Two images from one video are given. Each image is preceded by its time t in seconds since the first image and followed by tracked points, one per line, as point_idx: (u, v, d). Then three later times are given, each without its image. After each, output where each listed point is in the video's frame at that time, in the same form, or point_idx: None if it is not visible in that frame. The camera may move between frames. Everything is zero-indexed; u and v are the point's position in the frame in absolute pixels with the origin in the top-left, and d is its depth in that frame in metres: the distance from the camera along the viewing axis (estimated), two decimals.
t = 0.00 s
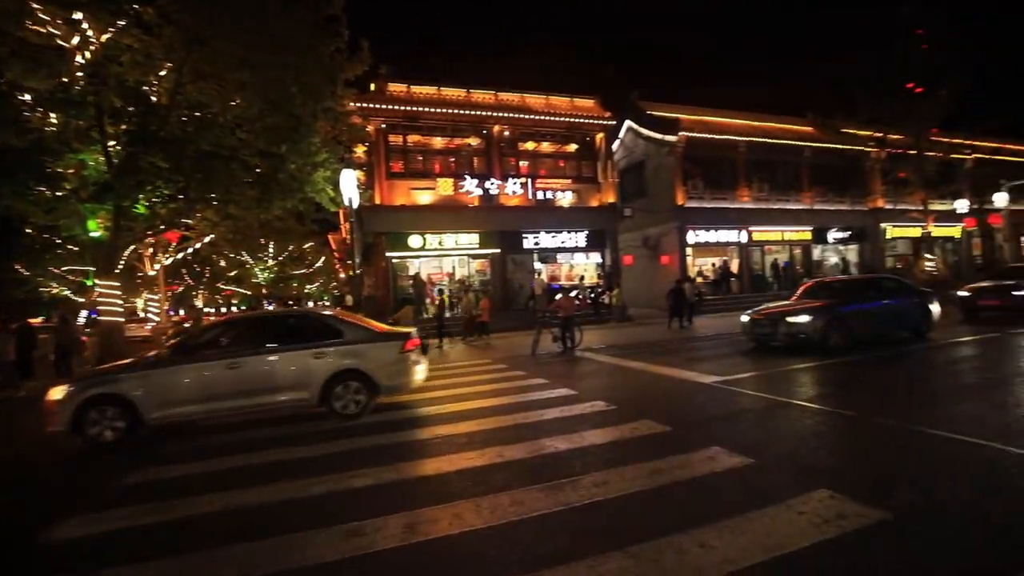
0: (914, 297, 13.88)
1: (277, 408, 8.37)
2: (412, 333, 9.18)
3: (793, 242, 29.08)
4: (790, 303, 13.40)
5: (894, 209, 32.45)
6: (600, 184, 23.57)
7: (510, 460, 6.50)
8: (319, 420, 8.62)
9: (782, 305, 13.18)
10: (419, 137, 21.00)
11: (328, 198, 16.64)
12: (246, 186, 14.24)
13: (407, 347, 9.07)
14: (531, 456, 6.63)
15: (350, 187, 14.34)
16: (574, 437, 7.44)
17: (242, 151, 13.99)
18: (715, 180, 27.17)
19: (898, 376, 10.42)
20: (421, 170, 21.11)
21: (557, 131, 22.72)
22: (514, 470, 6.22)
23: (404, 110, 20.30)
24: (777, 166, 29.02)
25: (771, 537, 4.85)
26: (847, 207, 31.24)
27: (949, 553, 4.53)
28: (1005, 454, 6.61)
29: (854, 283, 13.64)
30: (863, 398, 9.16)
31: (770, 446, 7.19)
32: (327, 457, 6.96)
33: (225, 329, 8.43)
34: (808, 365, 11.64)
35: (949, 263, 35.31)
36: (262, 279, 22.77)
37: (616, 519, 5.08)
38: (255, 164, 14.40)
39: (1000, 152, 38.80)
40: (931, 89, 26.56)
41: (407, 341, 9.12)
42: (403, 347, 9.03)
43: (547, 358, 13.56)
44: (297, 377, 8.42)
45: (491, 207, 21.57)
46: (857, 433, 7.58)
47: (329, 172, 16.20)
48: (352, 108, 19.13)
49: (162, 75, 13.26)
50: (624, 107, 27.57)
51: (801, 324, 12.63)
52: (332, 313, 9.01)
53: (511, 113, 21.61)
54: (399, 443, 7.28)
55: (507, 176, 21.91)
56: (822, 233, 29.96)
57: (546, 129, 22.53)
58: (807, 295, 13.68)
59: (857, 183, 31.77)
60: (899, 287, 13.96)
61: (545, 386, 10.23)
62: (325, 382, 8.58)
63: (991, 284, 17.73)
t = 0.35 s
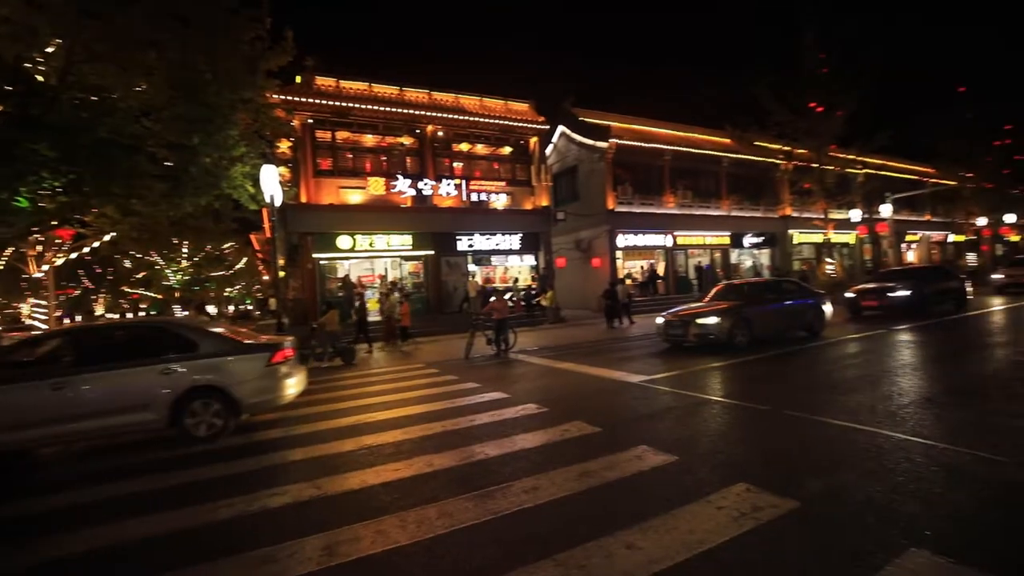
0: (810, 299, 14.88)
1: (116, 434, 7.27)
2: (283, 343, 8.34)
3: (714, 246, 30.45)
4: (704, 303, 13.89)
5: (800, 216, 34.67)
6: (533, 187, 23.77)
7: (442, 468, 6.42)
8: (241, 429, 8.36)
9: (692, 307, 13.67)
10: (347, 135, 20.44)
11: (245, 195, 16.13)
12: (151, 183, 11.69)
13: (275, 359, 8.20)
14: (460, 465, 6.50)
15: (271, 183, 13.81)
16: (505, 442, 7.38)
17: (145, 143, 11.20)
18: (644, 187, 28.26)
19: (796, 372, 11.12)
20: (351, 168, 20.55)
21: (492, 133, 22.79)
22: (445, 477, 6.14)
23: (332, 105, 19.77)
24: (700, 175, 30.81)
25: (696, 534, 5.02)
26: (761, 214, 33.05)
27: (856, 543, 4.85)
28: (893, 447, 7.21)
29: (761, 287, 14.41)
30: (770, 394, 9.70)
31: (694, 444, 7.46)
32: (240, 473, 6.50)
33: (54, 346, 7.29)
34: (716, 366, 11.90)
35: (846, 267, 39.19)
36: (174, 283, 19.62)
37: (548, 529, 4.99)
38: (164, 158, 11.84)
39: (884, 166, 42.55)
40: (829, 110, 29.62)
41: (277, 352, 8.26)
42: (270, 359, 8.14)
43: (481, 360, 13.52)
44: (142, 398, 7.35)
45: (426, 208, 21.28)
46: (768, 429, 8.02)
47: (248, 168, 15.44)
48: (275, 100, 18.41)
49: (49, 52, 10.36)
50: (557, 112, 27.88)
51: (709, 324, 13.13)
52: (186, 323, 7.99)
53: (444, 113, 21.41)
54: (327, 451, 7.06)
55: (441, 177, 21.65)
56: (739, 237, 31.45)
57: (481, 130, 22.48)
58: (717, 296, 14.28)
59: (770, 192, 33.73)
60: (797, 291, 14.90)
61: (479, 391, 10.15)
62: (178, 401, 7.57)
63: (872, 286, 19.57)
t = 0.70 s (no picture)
0: (715, 301, 15.53)
1: None
2: (116, 360, 7.15)
3: (636, 250, 31.29)
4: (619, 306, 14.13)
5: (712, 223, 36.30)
6: (462, 190, 23.65)
7: (367, 482, 6.14)
8: (145, 442, 7.78)
9: (605, 310, 13.88)
10: (264, 128, 19.49)
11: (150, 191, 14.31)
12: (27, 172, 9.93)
13: (102, 381, 6.95)
14: (385, 478, 6.26)
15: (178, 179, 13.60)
16: (433, 451, 7.18)
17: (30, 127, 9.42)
18: (570, 192, 28.64)
19: (702, 372, 11.56)
20: (268, 163, 19.65)
21: (421, 132, 22.40)
22: (369, 492, 5.88)
23: (247, 96, 18.63)
24: (622, 182, 31.63)
25: (624, 535, 5.04)
26: (678, 220, 34.43)
27: (772, 534, 5.03)
28: (797, 441, 7.64)
29: (671, 290, 14.88)
30: (681, 394, 10.03)
31: (619, 444, 7.56)
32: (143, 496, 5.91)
33: None
34: (625, 368, 12.10)
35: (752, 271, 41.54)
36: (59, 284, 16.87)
37: (480, 543, 4.84)
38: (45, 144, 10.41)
39: (783, 178, 45.40)
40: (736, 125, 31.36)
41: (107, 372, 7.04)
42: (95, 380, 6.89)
43: (407, 366, 13.21)
44: None
45: (349, 208, 20.69)
46: (685, 427, 8.29)
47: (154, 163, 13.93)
48: (180, 87, 17.19)
49: None
50: (484, 115, 27.80)
51: (622, 327, 13.36)
52: None
53: (371, 111, 20.81)
54: (243, 467, 6.65)
55: (367, 176, 21.11)
56: (659, 241, 32.44)
57: (409, 129, 22.03)
58: (633, 298, 14.57)
59: (687, 200, 35.16)
60: (704, 294, 15.49)
61: (408, 398, 9.86)
62: None
63: (767, 289, 20.72)
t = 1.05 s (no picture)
0: (640, 304, 15.82)
1: None
2: None
3: (570, 253, 31.69)
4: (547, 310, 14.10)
5: (640, 228, 37.20)
6: (397, 191, 23.17)
7: (297, 498, 5.78)
8: (44, 465, 7.08)
9: (533, 314, 13.80)
10: (177, 118, 18.01)
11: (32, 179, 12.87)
12: None
13: None
14: (318, 493, 5.93)
15: (71, 169, 12.24)
16: (369, 462, 6.89)
17: None
18: (506, 195, 28.57)
19: (628, 372, 11.74)
20: (182, 157, 18.19)
21: (354, 130, 21.74)
22: (301, 509, 5.55)
23: (158, 83, 17.28)
24: (557, 186, 31.90)
25: (566, 537, 4.98)
26: (610, 224, 35.08)
27: (703, 527, 5.17)
28: (724, 435, 7.84)
29: (598, 293, 15.05)
30: (610, 394, 10.13)
31: (557, 444, 7.51)
32: (44, 527, 5.29)
33: None
34: (552, 371, 12.08)
35: (678, 273, 42.91)
36: None
37: (421, 556, 4.64)
38: None
39: (706, 185, 47.15)
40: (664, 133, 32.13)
41: None
42: None
43: (341, 372, 12.76)
44: None
45: (274, 205, 19.74)
46: (620, 424, 8.35)
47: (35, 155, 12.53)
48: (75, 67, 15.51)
49: None
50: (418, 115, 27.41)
51: (549, 331, 13.34)
52: None
53: (299, 106, 19.99)
54: (161, 487, 6.15)
55: (294, 174, 20.23)
56: (592, 245, 32.98)
57: (341, 126, 21.33)
58: (562, 302, 14.61)
59: (617, 205, 35.93)
60: (628, 296, 15.74)
61: (343, 406, 9.48)
62: None
63: (687, 291, 21.29)
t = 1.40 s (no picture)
0: (584, 307, 15.90)
1: None
2: None
3: (521, 255, 31.73)
4: (487, 313, 13.76)
5: (590, 231, 37.52)
6: (343, 191, 22.68)
7: (235, 514, 5.46)
8: None
9: (474, 318, 13.42)
10: (100, 107, 16.65)
11: None
12: None
13: None
14: (259, 506, 5.64)
15: None
16: (313, 472, 6.60)
17: None
18: (456, 198, 28.34)
19: (573, 373, 11.75)
20: (106, 150, 16.79)
21: (297, 127, 21.08)
22: (240, 524, 5.24)
23: (80, 69, 15.90)
24: (507, 188, 31.85)
25: (518, 540, 4.88)
26: (560, 227, 35.24)
27: (650, 523, 5.19)
28: (670, 432, 7.91)
29: (540, 295, 14.93)
30: (558, 394, 10.10)
31: (507, 447, 7.39)
32: None
33: None
34: (497, 374, 11.91)
35: (625, 276, 43.54)
36: None
37: (367, 564, 4.47)
38: None
39: (650, 191, 48.06)
40: (613, 139, 32.48)
41: None
42: None
43: (286, 379, 12.27)
44: None
45: (210, 204, 18.63)
46: (568, 424, 8.30)
47: None
48: None
49: None
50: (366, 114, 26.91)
51: (490, 336, 12.99)
52: None
53: (240, 100, 19.11)
54: (83, 508, 5.68)
55: (234, 171, 19.21)
56: (542, 247, 33.13)
57: (285, 123, 20.62)
58: (506, 306, 14.38)
59: (567, 208, 36.14)
60: (570, 299, 15.70)
61: (285, 414, 9.09)
62: None
63: (628, 293, 21.19)
